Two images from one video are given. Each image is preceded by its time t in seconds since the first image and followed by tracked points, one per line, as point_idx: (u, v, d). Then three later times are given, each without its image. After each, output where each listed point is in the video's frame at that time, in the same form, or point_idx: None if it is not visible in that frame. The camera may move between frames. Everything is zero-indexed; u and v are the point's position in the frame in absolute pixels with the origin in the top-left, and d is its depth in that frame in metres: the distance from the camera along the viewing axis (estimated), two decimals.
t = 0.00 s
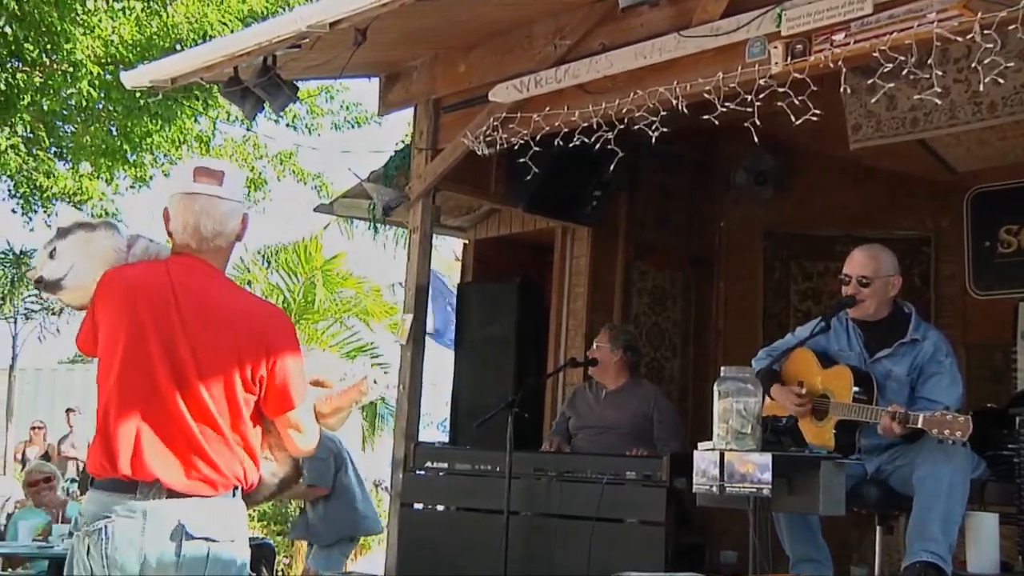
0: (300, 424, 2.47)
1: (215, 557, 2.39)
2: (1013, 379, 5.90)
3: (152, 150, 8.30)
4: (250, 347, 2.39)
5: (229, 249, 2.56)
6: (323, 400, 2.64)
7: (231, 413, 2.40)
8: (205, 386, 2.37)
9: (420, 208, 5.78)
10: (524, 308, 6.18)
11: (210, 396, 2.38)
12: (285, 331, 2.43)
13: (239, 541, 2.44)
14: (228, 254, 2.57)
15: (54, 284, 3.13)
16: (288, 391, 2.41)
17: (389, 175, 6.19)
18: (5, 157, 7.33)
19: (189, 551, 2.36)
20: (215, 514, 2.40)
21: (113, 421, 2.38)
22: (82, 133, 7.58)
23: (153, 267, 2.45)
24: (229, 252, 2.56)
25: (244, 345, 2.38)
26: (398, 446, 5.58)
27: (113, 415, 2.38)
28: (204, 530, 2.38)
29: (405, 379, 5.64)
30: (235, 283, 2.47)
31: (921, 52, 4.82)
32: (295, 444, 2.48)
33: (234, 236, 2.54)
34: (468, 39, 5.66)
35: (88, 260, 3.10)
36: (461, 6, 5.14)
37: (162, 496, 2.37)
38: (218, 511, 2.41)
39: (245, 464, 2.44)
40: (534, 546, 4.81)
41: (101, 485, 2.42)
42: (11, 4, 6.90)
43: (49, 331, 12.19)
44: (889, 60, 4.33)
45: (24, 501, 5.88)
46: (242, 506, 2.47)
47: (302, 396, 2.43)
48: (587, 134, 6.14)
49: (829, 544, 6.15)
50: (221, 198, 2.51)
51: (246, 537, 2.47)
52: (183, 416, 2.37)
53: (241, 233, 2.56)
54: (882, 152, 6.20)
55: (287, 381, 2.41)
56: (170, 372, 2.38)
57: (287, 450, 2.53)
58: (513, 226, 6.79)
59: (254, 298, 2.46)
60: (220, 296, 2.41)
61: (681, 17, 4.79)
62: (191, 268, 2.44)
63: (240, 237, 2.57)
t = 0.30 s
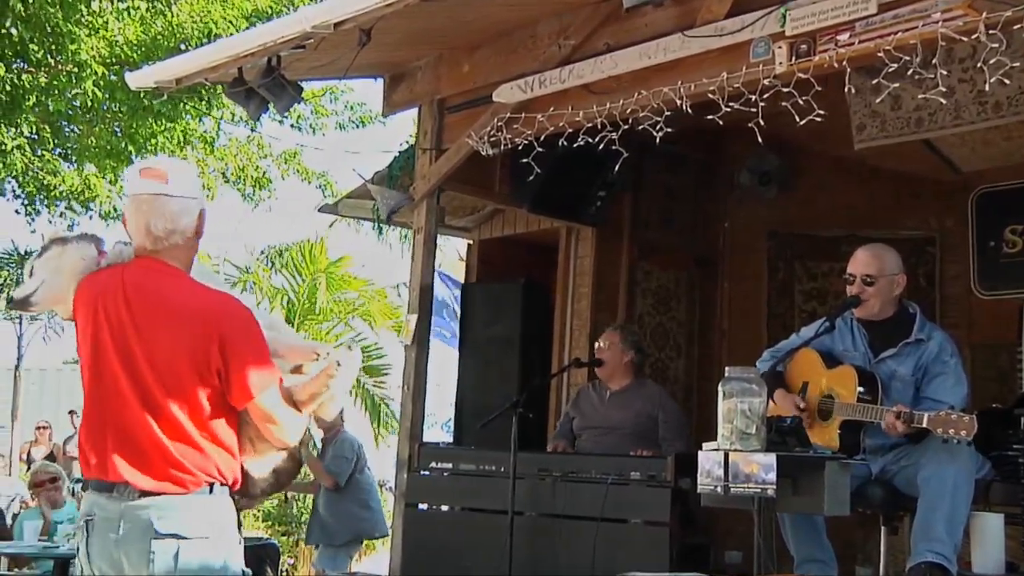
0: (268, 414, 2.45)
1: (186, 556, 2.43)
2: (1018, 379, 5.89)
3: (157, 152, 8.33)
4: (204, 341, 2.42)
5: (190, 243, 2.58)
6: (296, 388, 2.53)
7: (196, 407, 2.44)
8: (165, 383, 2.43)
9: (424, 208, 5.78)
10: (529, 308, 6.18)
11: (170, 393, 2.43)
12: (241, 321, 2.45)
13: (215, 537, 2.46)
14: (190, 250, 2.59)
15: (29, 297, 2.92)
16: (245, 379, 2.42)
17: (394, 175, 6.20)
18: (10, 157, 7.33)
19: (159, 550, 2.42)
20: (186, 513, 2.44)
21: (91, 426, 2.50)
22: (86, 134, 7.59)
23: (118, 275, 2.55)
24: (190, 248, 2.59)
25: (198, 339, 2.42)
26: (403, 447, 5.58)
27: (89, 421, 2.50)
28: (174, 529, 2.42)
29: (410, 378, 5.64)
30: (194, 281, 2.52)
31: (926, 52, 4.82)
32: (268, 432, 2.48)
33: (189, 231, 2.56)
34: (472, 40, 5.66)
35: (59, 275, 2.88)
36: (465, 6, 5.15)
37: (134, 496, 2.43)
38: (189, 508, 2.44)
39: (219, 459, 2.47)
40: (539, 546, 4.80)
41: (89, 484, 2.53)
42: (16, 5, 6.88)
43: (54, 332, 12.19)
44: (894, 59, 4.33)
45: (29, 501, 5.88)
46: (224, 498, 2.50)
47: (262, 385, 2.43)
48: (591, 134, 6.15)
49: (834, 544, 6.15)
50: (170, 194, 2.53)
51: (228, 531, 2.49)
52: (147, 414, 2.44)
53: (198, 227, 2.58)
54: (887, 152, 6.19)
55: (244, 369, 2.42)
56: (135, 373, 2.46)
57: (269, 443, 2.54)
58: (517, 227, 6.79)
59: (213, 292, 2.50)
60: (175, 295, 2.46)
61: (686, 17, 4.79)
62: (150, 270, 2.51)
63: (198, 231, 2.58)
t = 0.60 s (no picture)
0: (219, 428, 2.32)
1: (149, 562, 2.38)
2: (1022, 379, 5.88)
3: (161, 151, 8.36)
4: (145, 354, 2.33)
5: (152, 254, 2.51)
6: (252, 398, 2.32)
7: (149, 418, 2.39)
8: (117, 395, 2.39)
9: (427, 208, 5.78)
10: (532, 307, 6.18)
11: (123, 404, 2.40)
12: (181, 329, 2.33)
13: (180, 543, 2.41)
14: (151, 260, 2.51)
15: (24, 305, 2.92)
16: (182, 394, 2.30)
17: (396, 176, 6.19)
18: (15, 158, 7.34)
19: (122, 557, 2.39)
20: (148, 520, 2.40)
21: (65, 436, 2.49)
22: (89, 134, 7.66)
23: (85, 283, 2.51)
24: (153, 258, 2.52)
25: (139, 352, 2.34)
26: (406, 447, 5.58)
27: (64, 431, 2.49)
28: (137, 536, 2.39)
29: (413, 378, 5.64)
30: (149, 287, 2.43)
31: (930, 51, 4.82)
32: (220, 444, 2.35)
33: (143, 241, 2.48)
34: (475, 40, 5.66)
35: (53, 285, 2.84)
36: (468, 7, 5.15)
37: (103, 504, 2.42)
38: (152, 515, 2.40)
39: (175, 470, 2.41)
40: (542, 547, 4.80)
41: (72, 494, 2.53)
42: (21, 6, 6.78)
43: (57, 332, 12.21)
44: (897, 59, 4.33)
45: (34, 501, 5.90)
46: (193, 504, 2.44)
47: (199, 401, 2.29)
48: (594, 134, 6.15)
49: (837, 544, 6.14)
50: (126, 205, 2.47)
51: (198, 535, 2.44)
52: (102, 426, 2.41)
53: (157, 236, 2.50)
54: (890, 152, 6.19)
55: (181, 384, 2.30)
56: (93, 384, 2.43)
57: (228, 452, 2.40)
58: (520, 227, 6.77)
59: (162, 300, 2.39)
60: (121, 305, 2.38)
61: (688, 17, 4.79)
62: (106, 279, 2.46)
63: (158, 241, 2.50)
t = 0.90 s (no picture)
0: (187, 435, 2.36)
1: (134, 556, 2.48)
2: None
3: (168, 152, 8.38)
4: (115, 359, 2.41)
5: (132, 256, 2.57)
6: (211, 402, 2.38)
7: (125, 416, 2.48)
8: (98, 395, 2.50)
9: (434, 209, 5.79)
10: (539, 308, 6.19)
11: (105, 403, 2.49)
12: (137, 331, 2.39)
13: (165, 539, 2.49)
14: (133, 261, 2.57)
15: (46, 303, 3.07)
16: (142, 401, 2.36)
17: (404, 176, 6.19)
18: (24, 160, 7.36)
19: (111, 552, 2.49)
20: (134, 516, 2.49)
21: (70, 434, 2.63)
22: (97, 135, 7.67)
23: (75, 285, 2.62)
24: (134, 261, 2.57)
25: (106, 355, 2.42)
26: (414, 447, 5.59)
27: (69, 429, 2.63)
28: (123, 531, 2.48)
29: (420, 378, 5.65)
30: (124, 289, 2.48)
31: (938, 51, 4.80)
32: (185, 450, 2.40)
33: (120, 242, 2.55)
34: (482, 41, 5.67)
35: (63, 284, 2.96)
36: (476, 7, 5.16)
37: (97, 500, 2.52)
38: (137, 511, 2.49)
39: (152, 465, 2.51)
40: (550, 548, 4.80)
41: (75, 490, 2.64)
42: (30, 7, 6.84)
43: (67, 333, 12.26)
44: (905, 59, 4.33)
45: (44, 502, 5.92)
46: (179, 500, 2.52)
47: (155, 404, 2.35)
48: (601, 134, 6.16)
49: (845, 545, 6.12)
50: (107, 209, 2.54)
51: (184, 532, 2.51)
52: (92, 425, 2.54)
53: (133, 236, 2.56)
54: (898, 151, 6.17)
55: (143, 391, 2.36)
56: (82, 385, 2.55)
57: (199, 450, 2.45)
58: (528, 227, 6.79)
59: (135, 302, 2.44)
60: (91, 309, 2.47)
61: (696, 17, 4.79)
62: (91, 280, 2.53)
63: (135, 242, 2.56)
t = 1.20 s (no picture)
0: (185, 447, 2.41)
1: (135, 556, 2.51)
2: None
3: (181, 153, 8.41)
4: (121, 364, 2.46)
5: (147, 259, 2.57)
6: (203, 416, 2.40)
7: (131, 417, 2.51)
8: (109, 393, 2.54)
9: (445, 209, 5.79)
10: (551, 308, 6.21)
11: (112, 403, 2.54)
12: (144, 335, 2.43)
13: (165, 541, 2.51)
14: (150, 263, 2.57)
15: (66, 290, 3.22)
16: (143, 407, 2.42)
17: (415, 177, 6.19)
18: (37, 164, 7.38)
19: (114, 549, 2.53)
20: (137, 515, 2.51)
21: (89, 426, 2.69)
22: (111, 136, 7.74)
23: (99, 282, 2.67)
24: (149, 263, 2.57)
25: (116, 355, 2.47)
26: (425, 447, 5.59)
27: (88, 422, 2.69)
28: (127, 529, 2.52)
29: (432, 378, 5.66)
30: (141, 289, 2.52)
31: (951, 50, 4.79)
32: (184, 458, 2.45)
33: (134, 245, 2.57)
34: (494, 41, 5.67)
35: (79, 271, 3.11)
36: (487, 8, 5.16)
37: (111, 496, 2.57)
38: (139, 511, 2.51)
39: (155, 467, 2.52)
40: (561, 548, 4.81)
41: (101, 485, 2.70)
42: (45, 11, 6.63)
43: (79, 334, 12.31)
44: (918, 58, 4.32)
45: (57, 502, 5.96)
46: (180, 502, 2.53)
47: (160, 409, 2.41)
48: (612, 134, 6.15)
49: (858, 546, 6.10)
50: (121, 212, 2.57)
51: (187, 533, 2.52)
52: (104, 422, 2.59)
53: (147, 239, 2.57)
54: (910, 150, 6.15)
55: (145, 396, 2.42)
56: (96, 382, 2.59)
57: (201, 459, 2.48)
58: (539, 227, 6.78)
59: (147, 304, 2.48)
60: (106, 308, 2.51)
61: (707, 17, 4.79)
62: (112, 278, 2.58)
63: (148, 245, 2.57)
